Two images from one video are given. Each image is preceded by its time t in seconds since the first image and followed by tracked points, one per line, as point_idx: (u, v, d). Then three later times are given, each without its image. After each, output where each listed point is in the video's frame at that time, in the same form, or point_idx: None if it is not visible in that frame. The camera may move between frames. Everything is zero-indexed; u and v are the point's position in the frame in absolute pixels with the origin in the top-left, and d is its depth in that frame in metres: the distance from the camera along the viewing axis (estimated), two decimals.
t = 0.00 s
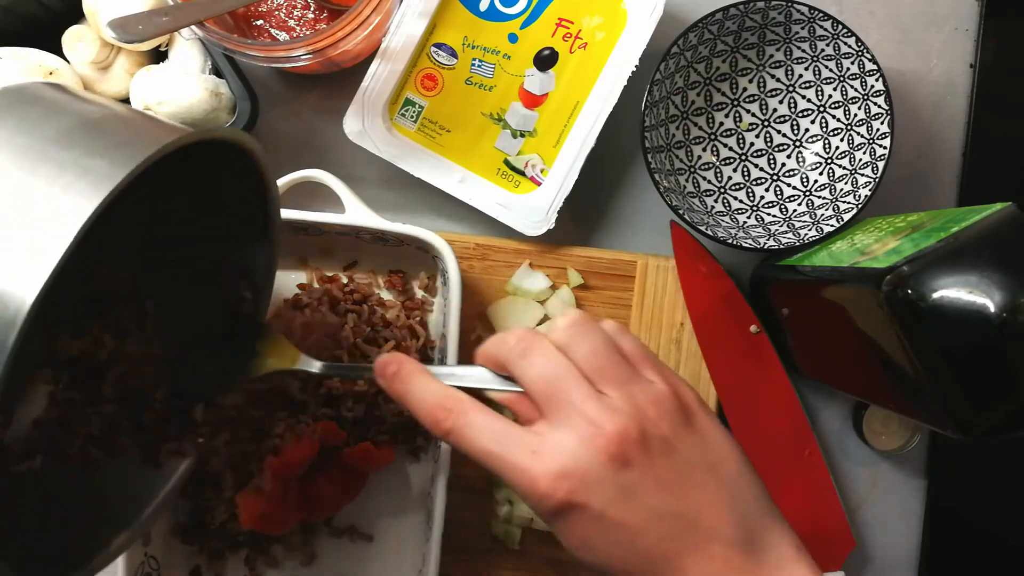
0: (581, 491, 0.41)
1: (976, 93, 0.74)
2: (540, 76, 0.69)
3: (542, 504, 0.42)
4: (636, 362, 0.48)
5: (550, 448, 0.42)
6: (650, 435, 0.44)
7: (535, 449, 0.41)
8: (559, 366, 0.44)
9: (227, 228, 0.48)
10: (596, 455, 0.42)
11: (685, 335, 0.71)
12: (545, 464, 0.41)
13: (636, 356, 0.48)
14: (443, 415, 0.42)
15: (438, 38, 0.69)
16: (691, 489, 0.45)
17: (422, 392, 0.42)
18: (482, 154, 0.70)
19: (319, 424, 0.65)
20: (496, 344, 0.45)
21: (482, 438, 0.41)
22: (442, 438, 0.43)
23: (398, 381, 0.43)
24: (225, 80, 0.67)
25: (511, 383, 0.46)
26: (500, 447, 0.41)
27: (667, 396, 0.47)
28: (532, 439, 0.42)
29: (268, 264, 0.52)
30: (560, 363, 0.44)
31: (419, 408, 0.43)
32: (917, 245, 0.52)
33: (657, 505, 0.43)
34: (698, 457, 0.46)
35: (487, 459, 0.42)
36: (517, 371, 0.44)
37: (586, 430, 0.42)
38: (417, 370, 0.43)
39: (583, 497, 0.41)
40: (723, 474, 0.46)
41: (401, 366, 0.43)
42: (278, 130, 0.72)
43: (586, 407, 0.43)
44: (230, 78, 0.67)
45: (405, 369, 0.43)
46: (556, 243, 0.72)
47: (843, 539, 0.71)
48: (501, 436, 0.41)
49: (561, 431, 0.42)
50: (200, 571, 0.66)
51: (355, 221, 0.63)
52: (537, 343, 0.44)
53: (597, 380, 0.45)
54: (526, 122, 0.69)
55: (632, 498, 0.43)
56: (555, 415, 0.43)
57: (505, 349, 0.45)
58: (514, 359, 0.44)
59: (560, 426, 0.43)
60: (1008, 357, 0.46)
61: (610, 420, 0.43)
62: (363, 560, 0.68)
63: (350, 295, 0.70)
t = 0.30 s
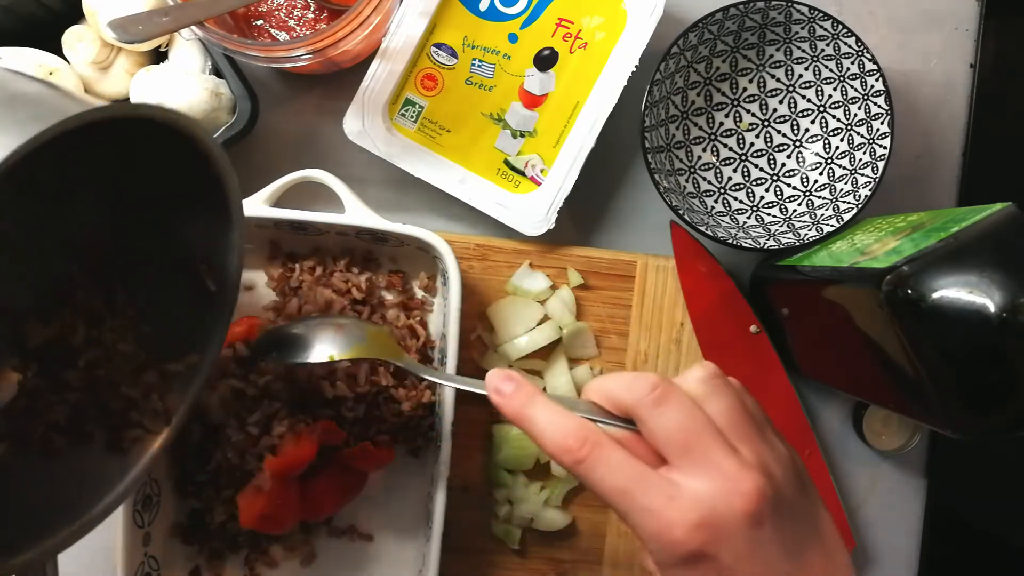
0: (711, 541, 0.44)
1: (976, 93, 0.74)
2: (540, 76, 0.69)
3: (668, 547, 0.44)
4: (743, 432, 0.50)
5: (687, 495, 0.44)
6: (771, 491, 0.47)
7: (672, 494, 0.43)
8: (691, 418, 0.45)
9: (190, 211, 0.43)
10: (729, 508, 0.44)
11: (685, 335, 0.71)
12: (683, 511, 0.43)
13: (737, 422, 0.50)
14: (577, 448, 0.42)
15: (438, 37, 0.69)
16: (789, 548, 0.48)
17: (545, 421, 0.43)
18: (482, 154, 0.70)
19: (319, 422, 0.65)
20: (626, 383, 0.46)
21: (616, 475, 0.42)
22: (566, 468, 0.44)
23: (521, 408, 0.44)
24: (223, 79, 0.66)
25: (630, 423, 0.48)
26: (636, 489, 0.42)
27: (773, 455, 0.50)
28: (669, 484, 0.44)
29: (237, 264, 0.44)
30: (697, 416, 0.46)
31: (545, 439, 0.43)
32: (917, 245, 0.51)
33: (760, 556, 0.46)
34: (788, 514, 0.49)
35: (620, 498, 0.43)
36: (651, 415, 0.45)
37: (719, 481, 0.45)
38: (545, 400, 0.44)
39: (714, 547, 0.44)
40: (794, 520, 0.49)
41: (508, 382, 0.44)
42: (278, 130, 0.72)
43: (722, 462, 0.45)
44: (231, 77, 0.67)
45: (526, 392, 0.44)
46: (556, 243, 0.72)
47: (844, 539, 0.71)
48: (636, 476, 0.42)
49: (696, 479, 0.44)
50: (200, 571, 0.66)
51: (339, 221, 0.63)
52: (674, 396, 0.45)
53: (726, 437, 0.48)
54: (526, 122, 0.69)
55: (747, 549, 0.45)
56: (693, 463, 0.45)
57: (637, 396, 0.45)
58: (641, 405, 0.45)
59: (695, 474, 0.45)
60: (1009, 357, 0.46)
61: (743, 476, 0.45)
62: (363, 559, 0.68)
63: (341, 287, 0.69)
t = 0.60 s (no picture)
0: (530, 499, 0.38)
1: (977, 93, 0.74)
2: (541, 76, 0.69)
3: (490, 508, 0.38)
4: (605, 357, 0.43)
5: (512, 449, 0.38)
6: (605, 444, 0.40)
7: (485, 446, 0.38)
8: (521, 357, 0.39)
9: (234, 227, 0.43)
10: (557, 465, 0.38)
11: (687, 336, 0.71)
12: (500, 465, 0.38)
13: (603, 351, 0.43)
14: (394, 389, 0.39)
15: (438, 38, 0.69)
16: (649, 498, 0.42)
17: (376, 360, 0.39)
18: (482, 154, 0.70)
19: (320, 424, 0.65)
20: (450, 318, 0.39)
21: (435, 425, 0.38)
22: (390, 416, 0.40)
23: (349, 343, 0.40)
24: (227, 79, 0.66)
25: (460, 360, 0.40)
26: (454, 437, 0.38)
27: (634, 402, 0.42)
28: (484, 434, 0.38)
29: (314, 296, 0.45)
30: (525, 355, 0.39)
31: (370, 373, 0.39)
32: (917, 245, 0.52)
33: (605, 514, 0.40)
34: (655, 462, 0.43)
35: (431, 449, 0.38)
36: (478, 352, 0.39)
37: (542, 432, 0.38)
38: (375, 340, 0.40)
39: (536, 507, 0.39)
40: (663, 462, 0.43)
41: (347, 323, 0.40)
42: (279, 130, 0.72)
43: (547, 412, 0.39)
44: (231, 77, 0.67)
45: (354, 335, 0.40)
46: (556, 243, 0.72)
47: (844, 539, 0.71)
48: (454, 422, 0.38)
49: (516, 430, 0.38)
50: (200, 571, 0.66)
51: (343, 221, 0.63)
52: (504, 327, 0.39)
53: (562, 375, 0.41)
54: (526, 122, 0.69)
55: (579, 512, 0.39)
56: (514, 412, 0.39)
57: (460, 334, 0.39)
58: (468, 349, 0.39)
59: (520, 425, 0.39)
60: (1009, 357, 0.46)
61: (563, 424, 0.39)
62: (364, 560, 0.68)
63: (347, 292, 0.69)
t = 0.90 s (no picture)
0: (559, 504, 0.44)
1: (977, 93, 0.74)
2: (540, 76, 0.69)
3: (523, 515, 0.43)
4: (606, 372, 0.50)
5: (534, 464, 0.44)
6: (618, 446, 0.46)
7: (513, 462, 0.43)
8: (535, 379, 0.45)
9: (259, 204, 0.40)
10: (575, 470, 0.44)
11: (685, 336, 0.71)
12: (526, 476, 0.43)
13: (593, 371, 0.49)
14: (427, 427, 0.43)
15: (438, 37, 0.69)
16: (667, 491, 0.48)
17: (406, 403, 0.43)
18: (482, 154, 0.70)
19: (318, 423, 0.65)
20: (471, 355, 0.45)
21: (467, 450, 0.43)
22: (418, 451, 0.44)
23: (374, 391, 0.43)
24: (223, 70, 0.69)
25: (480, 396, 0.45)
26: (484, 459, 0.43)
27: (638, 405, 0.49)
28: (510, 453, 0.43)
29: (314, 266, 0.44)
30: (536, 378, 0.46)
31: (397, 419, 0.43)
32: (917, 245, 0.52)
33: (632, 513, 0.46)
34: (664, 456, 0.49)
35: (465, 471, 0.43)
36: (496, 381, 0.45)
37: (563, 445, 0.44)
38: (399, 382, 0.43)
39: (563, 512, 0.44)
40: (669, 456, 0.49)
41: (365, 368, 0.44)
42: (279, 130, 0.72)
43: (563, 423, 0.45)
44: (230, 76, 0.69)
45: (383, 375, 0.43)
46: (556, 243, 0.72)
47: (844, 538, 0.71)
48: (482, 446, 0.43)
49: (539, 447, 0.44)
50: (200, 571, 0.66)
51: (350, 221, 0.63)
52: (514, 356, 0.46)
53: (570, 392, 0.48)
54: (526, 121, 0.69)
55: (601, 509, 0.45)
56: (536, 430, 0.45)
57: (478, 365, 0.45)
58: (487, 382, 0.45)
59: (540, 443, 0.44)
60: (1010, 357, 0.46)
61: (580, 434, 0.45)
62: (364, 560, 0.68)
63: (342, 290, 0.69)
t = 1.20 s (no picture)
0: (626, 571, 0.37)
1: (977, 93, 0.74)
2: (541, 76, 0.69)
3: None
4: (669, 425, 0.43)
5: (595, 520, 0.37)
6: (685, 510, 0.39)
7: (572, 520, 0.37)
8: (591, 431, 0.40)
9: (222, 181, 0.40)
10: (642, 534, 0.38)
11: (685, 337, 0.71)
12: (589, 539, 0.37)
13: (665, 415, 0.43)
14: (474, 477, 0.37)
15: (438, 37, 0.69)
16: (719, 536, 0.40)
17: (447, 444, 0.38)
18: (482, 154, 0.70)
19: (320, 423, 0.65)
20: (521, 397, 0.40)
21: (519, 502, 0.37)
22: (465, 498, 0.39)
23: (414, 426, 0.38)
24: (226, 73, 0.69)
25: (529, 440, 0.40)
26: (542, 516, 0.37)
27: (700, 462, 0.42)
28: (567, 509, 0.37)
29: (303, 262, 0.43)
30: (597, 429, 0.40)
31: (440, 461, 0.38)
32: (917, 245, 0.52)
33: None
34: (721, 512, 0.41)
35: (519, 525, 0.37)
36: (558, 430, 0.39)
37: (626, 506, 0.38)
38: (441, 422, 0.39)
39: None
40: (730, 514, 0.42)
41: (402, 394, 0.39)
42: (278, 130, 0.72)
43: (626, 480, 0.39)
44: (229, 76, 0.70)
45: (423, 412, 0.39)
46: (556, 243, 0.72)
47: (843, 538, 0.71)
48: (541, 500, 0.37)
49: (599, 502, 0.38)
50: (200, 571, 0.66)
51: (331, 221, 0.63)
52: (572, 406, 0.40)
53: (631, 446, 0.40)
54: (526, 121, 0.69)
55: None
56: (597, 485, 0.39)
57: (535, 412, 0.39)
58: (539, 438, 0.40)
59: (599, 498, 0.38)
60: (1009, 357, 0.46)
61: (644, 496, 0.39)
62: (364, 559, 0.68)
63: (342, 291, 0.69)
